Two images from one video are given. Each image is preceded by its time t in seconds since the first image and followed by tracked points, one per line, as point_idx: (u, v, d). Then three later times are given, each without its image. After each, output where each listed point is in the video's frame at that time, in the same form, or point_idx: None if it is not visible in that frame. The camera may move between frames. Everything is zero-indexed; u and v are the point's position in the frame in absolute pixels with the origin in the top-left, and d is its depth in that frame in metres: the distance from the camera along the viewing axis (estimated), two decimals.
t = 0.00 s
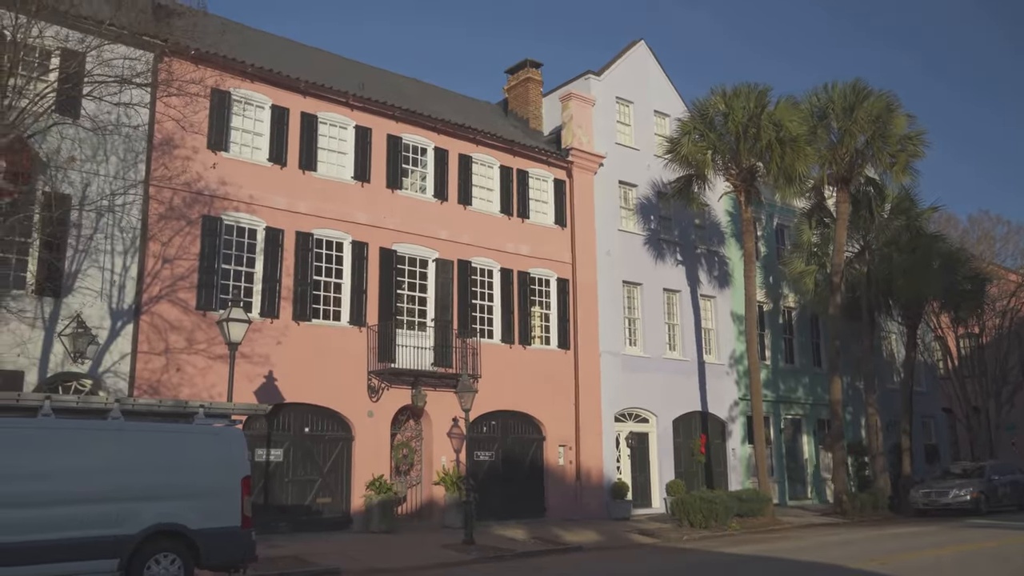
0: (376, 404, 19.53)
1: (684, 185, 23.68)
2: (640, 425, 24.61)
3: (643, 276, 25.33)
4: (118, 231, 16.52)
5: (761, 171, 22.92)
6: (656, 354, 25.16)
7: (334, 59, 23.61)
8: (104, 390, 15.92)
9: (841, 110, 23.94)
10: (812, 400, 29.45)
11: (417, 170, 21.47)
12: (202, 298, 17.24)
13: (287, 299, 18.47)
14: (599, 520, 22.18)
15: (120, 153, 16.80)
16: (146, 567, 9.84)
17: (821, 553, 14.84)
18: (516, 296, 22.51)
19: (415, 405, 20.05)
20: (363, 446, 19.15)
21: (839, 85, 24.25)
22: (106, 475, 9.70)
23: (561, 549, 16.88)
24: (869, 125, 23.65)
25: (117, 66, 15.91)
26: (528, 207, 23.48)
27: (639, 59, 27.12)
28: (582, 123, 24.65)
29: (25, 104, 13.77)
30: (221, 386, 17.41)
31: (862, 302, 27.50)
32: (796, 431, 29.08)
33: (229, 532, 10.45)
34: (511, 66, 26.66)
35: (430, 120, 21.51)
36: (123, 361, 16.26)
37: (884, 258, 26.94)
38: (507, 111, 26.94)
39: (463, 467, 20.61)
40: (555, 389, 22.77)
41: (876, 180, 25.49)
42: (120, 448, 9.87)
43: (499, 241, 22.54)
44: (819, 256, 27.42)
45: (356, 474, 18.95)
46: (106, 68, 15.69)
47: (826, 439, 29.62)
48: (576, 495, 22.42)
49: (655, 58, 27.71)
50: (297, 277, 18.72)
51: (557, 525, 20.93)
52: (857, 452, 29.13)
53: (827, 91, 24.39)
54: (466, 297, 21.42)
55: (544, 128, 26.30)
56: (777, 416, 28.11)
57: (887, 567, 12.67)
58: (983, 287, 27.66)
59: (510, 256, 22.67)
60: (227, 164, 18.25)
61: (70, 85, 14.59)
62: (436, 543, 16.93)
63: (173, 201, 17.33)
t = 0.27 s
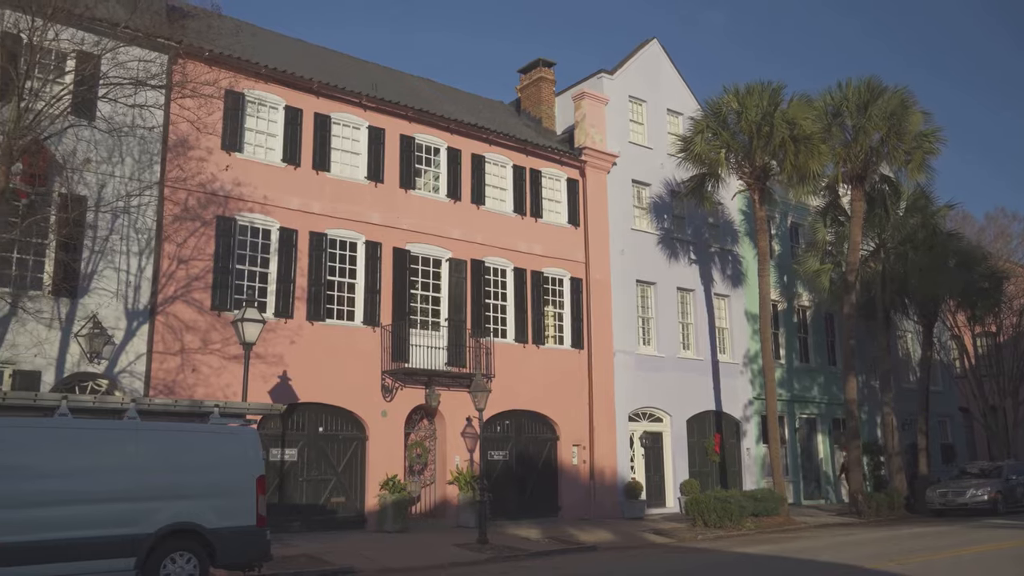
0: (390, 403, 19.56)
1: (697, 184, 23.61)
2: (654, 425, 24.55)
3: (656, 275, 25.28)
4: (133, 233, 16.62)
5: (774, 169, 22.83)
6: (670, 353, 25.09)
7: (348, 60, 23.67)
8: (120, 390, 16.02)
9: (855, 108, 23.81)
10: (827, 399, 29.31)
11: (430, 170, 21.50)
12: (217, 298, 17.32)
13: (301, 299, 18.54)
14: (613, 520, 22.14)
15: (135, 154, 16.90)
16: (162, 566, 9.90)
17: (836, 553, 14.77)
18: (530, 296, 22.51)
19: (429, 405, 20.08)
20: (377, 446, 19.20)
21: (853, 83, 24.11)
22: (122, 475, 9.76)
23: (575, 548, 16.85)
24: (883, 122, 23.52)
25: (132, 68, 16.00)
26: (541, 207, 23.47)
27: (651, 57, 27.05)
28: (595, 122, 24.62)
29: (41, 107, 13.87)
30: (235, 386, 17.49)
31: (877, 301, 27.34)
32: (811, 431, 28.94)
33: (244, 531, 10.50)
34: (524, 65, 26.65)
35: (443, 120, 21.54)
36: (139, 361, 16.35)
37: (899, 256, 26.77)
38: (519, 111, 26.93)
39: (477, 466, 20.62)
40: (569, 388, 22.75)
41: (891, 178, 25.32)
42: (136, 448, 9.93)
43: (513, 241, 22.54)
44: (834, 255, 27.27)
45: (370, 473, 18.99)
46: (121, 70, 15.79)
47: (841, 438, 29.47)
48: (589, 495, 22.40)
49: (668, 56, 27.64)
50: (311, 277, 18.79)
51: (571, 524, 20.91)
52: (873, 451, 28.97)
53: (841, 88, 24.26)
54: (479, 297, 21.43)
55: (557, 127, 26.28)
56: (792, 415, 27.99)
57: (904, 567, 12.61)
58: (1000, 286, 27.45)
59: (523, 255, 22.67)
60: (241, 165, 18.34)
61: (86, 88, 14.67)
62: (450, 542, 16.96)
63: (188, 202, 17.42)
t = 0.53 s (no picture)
0: (404, 403, 19.59)
1: (711, 183, 23.52)
2: (668, 424, 24.48)
3: (670, 274, 25.21)
4: (149, 233, 16.71)
5: (788, 167, 22.71)
6: (684, 352, 25.02)
7: (361, 60, 23.73)
8: (136, 390, 16.11)
9: (870, 105, 23.66)
10: (842, 398, 29.15)
11: (444, 170, 21.52)
12: (232, 298, 17.40)
13: (315, 299, 18.59)
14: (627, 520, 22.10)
15: (151, 155, 16.98)
16: (178, 565, 9.96)
17: (852, 553, 14.69)
18: (543, 295, 22.49)
19: (443, 405, 20.10)
20: (391, 446, 19.23)
21: (868, 80, 23.95)
22: (138, 475, 9.81)
23: (589, 548, 16.82)
24: (898, 120, 23.36)
25: (147, 70, 16.08)
26: (554, 206, 23.45)
27: (664, 56, 26.98)
28: (608, 121, 24.58)
29: (57, 109, 13.94)
30: (250, 386, 17.56)
31: (892, 300, 27.15)
32: (826, 430, 28.79)
33: (259, 531, 10.54)
34: (537, 65, 26.63)
35: (456, 120, 21.55)
36: (155, 361, 16.44)
37: (915, 255, 26.54)
38: (532, 110, 26.92)
39: (491, 466, 20.62)
40: (583, 388, 22.72)
41: (907, 176, 25.17)
42: (151, 448, 9.97)
43: (526, 241, 22.54)
44: (849, 254, 27.12)
45: (385, 473, 19.02)
46: (136, 72, 15.87)
47: (857, 438, 29.29)
48: (604, 494, 22.37)
49: (681, 55, 27.56)
50: (325, 277, 18.84)
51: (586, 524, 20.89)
52: (889, 451, 28.80)
53: (856, 86, 24.10)
54: (492, 297, 21.44)
55: (570, 126, 26.26)
56: (807, 415, 27.85)
57: (921, 568, 12.52)
58: (1018, 284, 27.21)
59: (536, 255, 22.65)
60: (255, 165, 18.42)
61: (100, 90, 14.74)
62: (464, 542, 16.97)
63: (202, 203, 17.51)
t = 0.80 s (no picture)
0: (421, 403, 19.62)
1: (727, 181, 23.42)
2: (685, 423, 24.40)
3: (686, 273, 25.13)
4: (167, 234, 16.83)
5: (806, 165, 22.58)
6: (701, 352, 24.92)
7: (377, 61, 23.80)
8: (155, 390, 16.24)
9: (888, 102, 23.47)
10: (861, 397, 28.96)
11: (459, 170, 21.55)
12: (249, 298, 17.50)
13: (332, 299, 18.66)
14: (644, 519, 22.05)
15: (169, 157, 17.10)
16: (198, 563, 10.02)
17: (872, 554, 14.59)
18: (559, 295, 22.47)
19: (459, 405, 20.11)
20: (408, 445, 19.27)
21: (886, 77, 23.75)
22: (158, 474, 9.88)
23: (607, 547, 16.80)
24: (917, 117, 23.17)
25: (165, 72, 16.20)
26: (570, 206, 23.43)
27: (680, 54, 26.89)
28: (623, 120, 24.52)
29: (77, 111, 14.06)
30: (268, 386, 17.65)
31: (911, 298, 26.93)
32: (845, 430, 28.61)
33: (278, 530, 10.60)
34: (552, 64, 26.61)
35: (471, 119, 21.57)
36: (173, 362, 16.55)
37: (934, 253, 26.31)
38: (548, 110, 26.90)
39: (508, 465, 20.61)
40: (599, 387, 22.68)
41: (926, 173, 25.20)
42: (171, 447, 10.04)
43: (543, 240, 22.52)
44: (867, 252, 26.96)
45: (402, 473, 19.07)
46: (154, 74, 15.99)
47: (876, 437, 29.07)
48: (621, 494, 22.32)
49: (698, 53, 27.45)
50: (342, 278, 18.90)
51: (603, 524, 20.87)
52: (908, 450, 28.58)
53: (874, 83, 23.92)
54: (509, 297, 21.44)
55: (585, 125, 26.22)
56: (825, 414, 27.68)
57: (942, 568, 12.42)
58: None
59: (552, 254, 22.63)
60: (272, 166, 18.51)
61: (119, 93, 14.86)
62: (482, 541, 16.98)
63: (220, 204, 17.62)
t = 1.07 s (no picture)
0: (435, 403, 19.65)
1: (742, 181, 23.32)
2: (700, 423, 24.33)
3: (701, 273, 25.05)
4: (183, 236, 16.94)
5: (821, 164, 22.47)
6: (716, 351, 24.83)
7: (390, 61, 23.85)
8: (171, 390, 16.34)
9: (904, 100, 23.32)
10: (877, 397, 28.78)
11: (473, 170, 21.57)
12: (265, 299, 17.58)
13: (347, 300, 18.72)
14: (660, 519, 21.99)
15: (184, 158, 17.20)
16: (215, 562, 10.08)
17: (889, 554, 14.51)
18: (574, 295, 22.45)
19: (474, 405, 20.12)
20: (423, 445, 19.30)
21: (902, 75, 23.58)
22: (175, 474, 9.94)
23: (622, 547, 16.77)
24: (933, 114, 23.01)
25: (180, 74, 16.28)
26: (584, 205, 23.40)
27: (694, 53, 26.82)
28: (637, 119, 24.47)
29: (94, 114, 14.15)
30: (283, 386, 17.73)
31: (928, 297, 26.74)
32: (861, 429, 28.44)
33: (294, 529, 10.64)
34: (565, 64, 26.58)
35: (485, 120, 21.58)
36: (189, 362, 16.65)
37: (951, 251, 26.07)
38: (561, 110, 26.87)
39: (522, 465, 20.61)
40: (614, 387, 22.64)
41: (943, 170, 25.20)
42: (187, 447, 10.10)
43: (557, 240, 22.52)
44: (883, 251, 26.77)
45: (416, 472, 19.11)
46: (169, 76, 16.09)
47: (893, 437, 28.88)
48: (636, 494, 22.29)
49: (711, 52, 27.36)
50: (356, 278, 18.95)
51: (617, 524, 20.84)
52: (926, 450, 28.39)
53: (889, 80, 23.77)
54: (523, 296, 21.44)
55: (599, 125, 26.18)
56: (841, 414, 27.53)
57: (961, 569, 12.34)
58: None
59: (567, 254, 22.62)
60: (287, 167, 18.59)
61: (135, 95, 14.94)
62: (497, 541, 17.01)
63: (235, 205, 17.71)
